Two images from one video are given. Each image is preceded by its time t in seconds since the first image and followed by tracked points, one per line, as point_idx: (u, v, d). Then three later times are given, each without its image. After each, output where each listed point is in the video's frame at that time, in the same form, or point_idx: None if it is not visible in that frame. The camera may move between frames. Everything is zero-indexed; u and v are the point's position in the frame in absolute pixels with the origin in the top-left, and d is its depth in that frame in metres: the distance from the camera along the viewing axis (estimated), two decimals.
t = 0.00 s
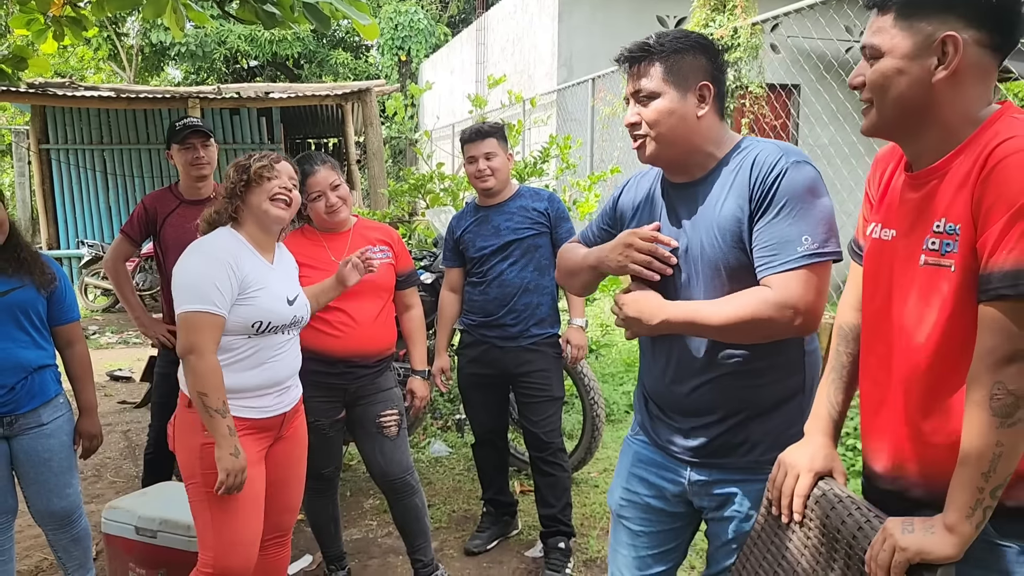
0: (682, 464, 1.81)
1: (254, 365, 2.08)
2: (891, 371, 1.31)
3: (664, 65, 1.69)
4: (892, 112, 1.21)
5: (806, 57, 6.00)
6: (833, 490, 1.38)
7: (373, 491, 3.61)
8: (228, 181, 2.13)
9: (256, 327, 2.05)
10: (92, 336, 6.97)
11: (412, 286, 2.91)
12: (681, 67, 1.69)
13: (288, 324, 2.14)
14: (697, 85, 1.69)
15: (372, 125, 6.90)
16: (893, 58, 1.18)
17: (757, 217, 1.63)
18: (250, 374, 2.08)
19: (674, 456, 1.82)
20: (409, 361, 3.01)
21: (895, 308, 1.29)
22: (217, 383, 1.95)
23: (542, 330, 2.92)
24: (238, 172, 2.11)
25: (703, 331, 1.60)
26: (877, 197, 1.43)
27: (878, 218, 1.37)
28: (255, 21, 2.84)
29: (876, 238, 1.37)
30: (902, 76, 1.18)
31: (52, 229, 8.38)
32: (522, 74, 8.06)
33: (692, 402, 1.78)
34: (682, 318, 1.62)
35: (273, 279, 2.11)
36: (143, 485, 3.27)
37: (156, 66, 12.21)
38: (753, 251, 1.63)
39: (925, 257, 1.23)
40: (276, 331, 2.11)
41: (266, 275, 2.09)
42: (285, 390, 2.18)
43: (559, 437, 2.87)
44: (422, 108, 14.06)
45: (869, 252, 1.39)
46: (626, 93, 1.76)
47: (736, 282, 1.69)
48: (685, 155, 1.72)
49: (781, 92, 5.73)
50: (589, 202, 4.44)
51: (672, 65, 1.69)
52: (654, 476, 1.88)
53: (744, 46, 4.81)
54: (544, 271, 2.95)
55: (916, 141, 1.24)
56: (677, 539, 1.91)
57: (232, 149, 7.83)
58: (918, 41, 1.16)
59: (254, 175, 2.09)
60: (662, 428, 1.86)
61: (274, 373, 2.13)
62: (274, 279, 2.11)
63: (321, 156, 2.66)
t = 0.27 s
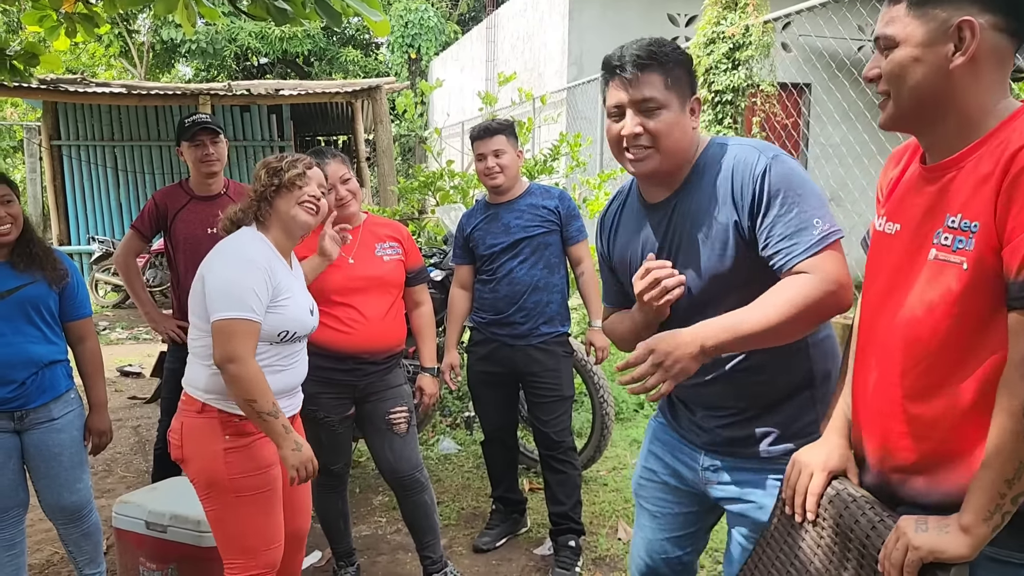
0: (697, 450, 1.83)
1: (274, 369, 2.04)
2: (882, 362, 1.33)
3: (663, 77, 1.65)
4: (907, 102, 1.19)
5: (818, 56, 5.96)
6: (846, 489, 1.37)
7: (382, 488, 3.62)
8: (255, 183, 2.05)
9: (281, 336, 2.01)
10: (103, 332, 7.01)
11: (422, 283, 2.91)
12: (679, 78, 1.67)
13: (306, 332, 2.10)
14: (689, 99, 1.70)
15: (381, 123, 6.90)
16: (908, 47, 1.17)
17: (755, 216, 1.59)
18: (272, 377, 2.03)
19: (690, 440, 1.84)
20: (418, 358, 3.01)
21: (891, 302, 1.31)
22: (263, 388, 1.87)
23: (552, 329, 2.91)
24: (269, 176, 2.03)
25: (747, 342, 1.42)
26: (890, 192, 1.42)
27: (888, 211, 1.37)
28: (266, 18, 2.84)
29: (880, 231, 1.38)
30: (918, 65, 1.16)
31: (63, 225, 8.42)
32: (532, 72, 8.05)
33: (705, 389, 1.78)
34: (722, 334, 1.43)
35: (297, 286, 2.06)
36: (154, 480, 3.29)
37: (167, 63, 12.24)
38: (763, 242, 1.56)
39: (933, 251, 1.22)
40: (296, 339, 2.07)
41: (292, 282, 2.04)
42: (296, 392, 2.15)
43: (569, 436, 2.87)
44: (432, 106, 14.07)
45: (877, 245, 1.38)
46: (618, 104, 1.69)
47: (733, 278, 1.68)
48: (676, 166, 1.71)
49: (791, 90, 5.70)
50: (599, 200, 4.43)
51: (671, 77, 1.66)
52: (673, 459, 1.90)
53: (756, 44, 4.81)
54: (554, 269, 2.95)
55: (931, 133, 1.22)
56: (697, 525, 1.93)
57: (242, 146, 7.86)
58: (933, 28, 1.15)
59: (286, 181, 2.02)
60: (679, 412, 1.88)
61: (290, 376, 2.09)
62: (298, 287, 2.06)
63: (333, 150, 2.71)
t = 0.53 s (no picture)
0: (754, 458, 1.77)
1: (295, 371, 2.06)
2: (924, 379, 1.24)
3: (696, 82, 1.65)
4: (990, 109, 1.09)
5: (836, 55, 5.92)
6: (863, 486, 1.35)
7: (397, 486, 3.63)
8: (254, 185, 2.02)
9: (300, 334, 2.02)
10: (119, 329, 7.07)
11: (439, 281, 2.93)
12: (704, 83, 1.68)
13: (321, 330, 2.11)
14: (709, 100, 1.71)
15: (396, 122, 6.90)
16: (993, 52, 1.07)
17: (762, 198, 1.62)
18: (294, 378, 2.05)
19: (743, 451, 1.78)
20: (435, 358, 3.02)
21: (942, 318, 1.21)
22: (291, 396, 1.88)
23: (568, 329, 2.91)
24: (269, 178, 2.01)
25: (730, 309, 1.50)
26: (952, 198, 1.31)
27: (950, 220, 1.26)
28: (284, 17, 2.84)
29: (940, 239, 1.27)
30: (1005, 70, 1.06)
31: (80, 223, 8.49)
32: (547, 70, 8.05)
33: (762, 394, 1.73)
34: (711, 299, 1.51)
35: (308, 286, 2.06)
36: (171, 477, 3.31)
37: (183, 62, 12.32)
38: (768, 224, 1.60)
39: (1003, 270, 1.10)
40: (312, 337, 2.08)
41: (305, 282, 2.04)
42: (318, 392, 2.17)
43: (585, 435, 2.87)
44: (445, 104, 14.09)
45: (934, 256, 1.28)
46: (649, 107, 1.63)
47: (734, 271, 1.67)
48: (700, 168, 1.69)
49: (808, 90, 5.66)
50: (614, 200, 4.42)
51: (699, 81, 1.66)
52: (721, 476, 1.83)
53: (774, 44, 4.78)
54: (570, 269, 2.94)
55: (1013, 143, 1.11)
56: (742, 534, 1.90)
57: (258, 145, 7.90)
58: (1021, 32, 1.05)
59: (287, 186, 2.00)
60: (725, 428, 1.80)
61: (310, 377, 2.11)
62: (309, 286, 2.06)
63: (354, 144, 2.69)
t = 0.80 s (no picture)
0: (786, 453, 1.77)
1: (315, 372, 2.06)
2: (980, 387, 1.20)
3: (755, 58, 1.66)
4: None
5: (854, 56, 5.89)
6: (891, 490, 1.35)
7: (414, 486, 3.64)
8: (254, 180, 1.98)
9: (317, 328, 2.01)
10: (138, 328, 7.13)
11: (459, 286, 2.92)
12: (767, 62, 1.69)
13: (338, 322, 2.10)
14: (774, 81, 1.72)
15: (412, 122, 6.92)
16: None
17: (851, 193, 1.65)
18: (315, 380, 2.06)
19: (773, 447, 1.77)
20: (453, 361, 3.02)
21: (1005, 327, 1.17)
22: (297, 395, 1.85)
23: (584, 330, 2.91)
24: (272, 177, 1.97)
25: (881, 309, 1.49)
26: (995, 194, 1.26)
27: (1000, 219, 1.21)
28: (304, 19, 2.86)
29: (992, 239, 1.22)
30: None
31: (99, 222, 8.57)
32: (563, 71, 8.05)
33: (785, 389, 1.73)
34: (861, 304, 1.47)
35: (318, 277, 2.04)
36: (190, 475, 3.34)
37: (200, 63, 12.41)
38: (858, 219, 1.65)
39: None
40: (330, 331, 2.08)
41: (314, 274, 2.02)
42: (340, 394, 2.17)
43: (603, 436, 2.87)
44: (460, 105, 14.12)
45: (984, 256, 1.24)
46: (712, 82, 1.67)
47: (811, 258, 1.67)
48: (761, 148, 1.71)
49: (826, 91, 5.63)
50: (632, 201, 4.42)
51: (763, 59, 1.68)
52: (751, 475, 1.81)
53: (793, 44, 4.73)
54: (586, 270, 2.94)
55: None
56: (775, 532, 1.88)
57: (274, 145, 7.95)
58: None
59: (293, 185, 1.97)
60: (750, 426, 1.80)
61: (333, 377, 2.12)
62: (319, 277, 2.04)
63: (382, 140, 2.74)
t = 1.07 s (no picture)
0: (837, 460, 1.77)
1: (333, 375, 2.07)
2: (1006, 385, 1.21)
3: (850, 55, 1.66)
4: None
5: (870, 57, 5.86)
6: (914, 493, 1.34)
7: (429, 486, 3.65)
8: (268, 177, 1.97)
9: (334, 327, 2.02)
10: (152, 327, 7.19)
11: (477, 292, 2.92)
12: (866, 58, 1.67)
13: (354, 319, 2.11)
14: (876, 78, 1.69)
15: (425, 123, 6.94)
16: None
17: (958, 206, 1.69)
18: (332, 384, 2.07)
19: (825, 452, 1.77)
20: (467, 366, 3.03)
21: None
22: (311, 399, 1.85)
23: (597, 331, 2.90)
24: (295, 177, 1.96)
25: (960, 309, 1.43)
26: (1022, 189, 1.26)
27: None
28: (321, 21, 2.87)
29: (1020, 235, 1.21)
30: None
31: (114, 222, 8.65)
32: (576, 72, 8.05)
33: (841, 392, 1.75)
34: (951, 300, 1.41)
35: (332, 276, 2.04)
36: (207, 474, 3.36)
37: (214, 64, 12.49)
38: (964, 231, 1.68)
39: None
40: (346, 330, 2.08)
41: (328, 272, 2.02)
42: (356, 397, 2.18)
43: (617, 437, 2.86)
44: (473, 106, 14.15)
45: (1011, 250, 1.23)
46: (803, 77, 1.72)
47: (917, 258, 1.67)
48: (854, 145, 1.73)
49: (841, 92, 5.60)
50: (646, 202, 4.41)
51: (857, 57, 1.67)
52: (802, 478, 1.81)
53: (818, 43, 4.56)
54: (598, 271, 2.93)
55: None
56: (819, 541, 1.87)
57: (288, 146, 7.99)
58: None
59: (315, 186, 2.00)
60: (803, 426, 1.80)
61: (350, 380, 2.13)
62: (332, 276, 2.04)
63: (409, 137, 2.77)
